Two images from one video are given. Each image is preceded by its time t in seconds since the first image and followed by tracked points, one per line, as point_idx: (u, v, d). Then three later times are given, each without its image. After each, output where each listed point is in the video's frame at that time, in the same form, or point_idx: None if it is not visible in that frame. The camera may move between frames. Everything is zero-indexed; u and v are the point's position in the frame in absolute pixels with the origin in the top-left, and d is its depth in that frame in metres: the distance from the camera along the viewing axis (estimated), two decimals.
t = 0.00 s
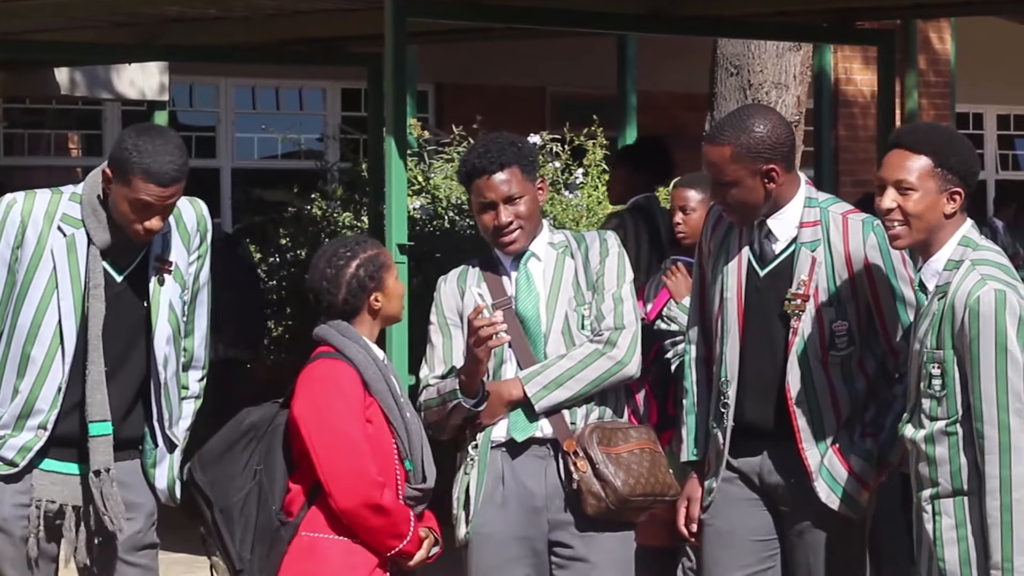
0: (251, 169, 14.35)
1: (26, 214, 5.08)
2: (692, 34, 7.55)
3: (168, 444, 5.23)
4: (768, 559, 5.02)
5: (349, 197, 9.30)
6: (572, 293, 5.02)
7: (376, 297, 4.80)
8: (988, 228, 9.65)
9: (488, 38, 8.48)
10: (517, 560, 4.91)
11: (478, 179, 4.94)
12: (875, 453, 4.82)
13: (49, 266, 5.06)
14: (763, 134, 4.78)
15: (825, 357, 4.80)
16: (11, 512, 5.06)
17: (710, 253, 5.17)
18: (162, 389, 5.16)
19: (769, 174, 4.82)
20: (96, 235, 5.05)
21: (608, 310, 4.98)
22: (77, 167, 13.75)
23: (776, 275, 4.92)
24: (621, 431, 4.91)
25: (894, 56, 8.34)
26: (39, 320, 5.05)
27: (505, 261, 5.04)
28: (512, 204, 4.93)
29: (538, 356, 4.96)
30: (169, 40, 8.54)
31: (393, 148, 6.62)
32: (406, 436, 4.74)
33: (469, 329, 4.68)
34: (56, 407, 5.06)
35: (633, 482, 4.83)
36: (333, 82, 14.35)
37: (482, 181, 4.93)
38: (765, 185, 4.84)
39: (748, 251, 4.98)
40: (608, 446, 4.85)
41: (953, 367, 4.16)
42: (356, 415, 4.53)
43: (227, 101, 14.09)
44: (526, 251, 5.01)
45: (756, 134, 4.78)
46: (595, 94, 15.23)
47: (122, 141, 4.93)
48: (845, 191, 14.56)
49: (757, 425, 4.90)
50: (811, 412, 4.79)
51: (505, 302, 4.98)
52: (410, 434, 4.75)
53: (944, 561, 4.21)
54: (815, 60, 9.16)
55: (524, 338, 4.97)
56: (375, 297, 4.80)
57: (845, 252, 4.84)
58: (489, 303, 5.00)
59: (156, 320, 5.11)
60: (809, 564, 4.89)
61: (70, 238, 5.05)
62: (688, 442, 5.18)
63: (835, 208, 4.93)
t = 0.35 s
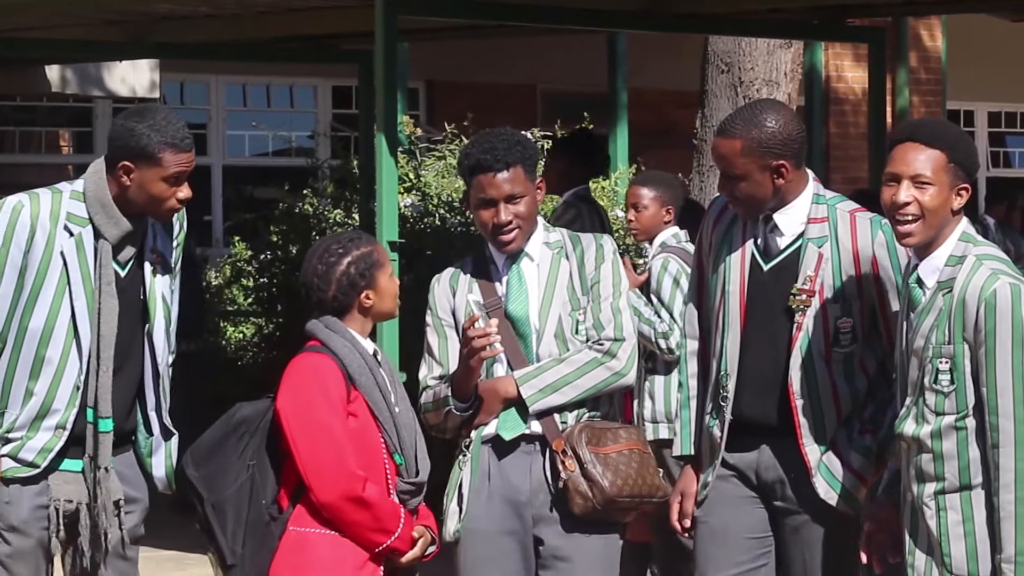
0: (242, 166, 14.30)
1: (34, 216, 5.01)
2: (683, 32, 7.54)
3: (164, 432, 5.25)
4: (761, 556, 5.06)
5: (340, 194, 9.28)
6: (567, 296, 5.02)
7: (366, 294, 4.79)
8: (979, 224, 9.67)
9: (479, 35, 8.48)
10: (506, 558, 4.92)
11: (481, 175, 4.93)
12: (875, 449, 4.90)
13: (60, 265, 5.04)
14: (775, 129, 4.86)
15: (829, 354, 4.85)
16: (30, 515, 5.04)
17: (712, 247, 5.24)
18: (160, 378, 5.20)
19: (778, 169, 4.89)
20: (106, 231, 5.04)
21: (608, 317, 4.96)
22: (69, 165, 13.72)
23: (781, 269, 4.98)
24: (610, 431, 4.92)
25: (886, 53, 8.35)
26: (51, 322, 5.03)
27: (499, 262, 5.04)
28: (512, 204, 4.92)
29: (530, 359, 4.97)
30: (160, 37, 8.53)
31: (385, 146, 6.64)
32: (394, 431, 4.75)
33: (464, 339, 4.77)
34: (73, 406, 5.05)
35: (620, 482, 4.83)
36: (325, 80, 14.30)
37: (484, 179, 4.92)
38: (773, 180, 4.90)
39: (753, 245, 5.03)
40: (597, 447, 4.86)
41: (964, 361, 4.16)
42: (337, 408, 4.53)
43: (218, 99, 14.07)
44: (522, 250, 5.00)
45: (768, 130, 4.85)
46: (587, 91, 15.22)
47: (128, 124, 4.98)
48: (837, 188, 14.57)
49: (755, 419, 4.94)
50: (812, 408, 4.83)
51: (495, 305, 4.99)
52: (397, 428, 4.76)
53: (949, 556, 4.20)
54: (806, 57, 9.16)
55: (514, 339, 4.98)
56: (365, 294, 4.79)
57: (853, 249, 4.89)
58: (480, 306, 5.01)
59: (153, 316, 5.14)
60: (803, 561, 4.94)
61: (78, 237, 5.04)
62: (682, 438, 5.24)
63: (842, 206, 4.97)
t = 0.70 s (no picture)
0: (238, 163, 14.35)
1: (53, 207, 4.89)
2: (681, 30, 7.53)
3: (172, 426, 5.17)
4: (763, 554, 5.11)
5: (337, 192, 9.26)
6: (564, 296, 5.01)
7: (364, 288, 4.78)
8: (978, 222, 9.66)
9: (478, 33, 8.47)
10: (502, 556, 4.92)
11: (488, 167, 4.92)
12: (879, 446, 4.95)
13: (77, 254, 4.92)
14: (784, 126, 4.89)
15: (833, 353, 4.91)
16: (42, 511, 4.89)
17: (716, 246, 5.24)
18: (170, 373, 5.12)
19: (786, 167, 4.92)
20: (124, 222, 4.94)
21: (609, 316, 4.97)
22: (68, 163, 13.73)
23: (786, 267, 5.01)
24: (605, 430, 4.92)
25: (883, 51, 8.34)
26: (67, 312, 4.90)
27: (494, 258, 5.05)
28: (517, 197, 4.93)
29: (524, 356, 4.97)
30: (159, 34, 8.53)
31: (381, 145, 6.64)
32: (389, 428, 4.73)
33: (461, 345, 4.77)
34: (87, 397, 4.91)
35: (620, 482, 4.85)
36: (323, 77, 14.27)
37: (489, 171, 4.92)
38: (781, 177, 4.93)
39: (758, 243, 5.06)
40: (596, 445, 4.87)
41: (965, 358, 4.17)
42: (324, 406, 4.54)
43: (216, 96, 14.06)
44: (519, 247, 5.01)
45: (777, 126, 4.88)
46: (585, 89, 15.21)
47: (151, 113, 4.91)
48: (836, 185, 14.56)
49: (759, 417, 4.99)
50: (818, 405, 4.89)
51: (490, 302, 4.98)
52: (393, 425, 4.73)
53: (948, 554, 4.22)
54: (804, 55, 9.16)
55: (509, 337, 4.97)
56: (363, 288, 4.77)
57: (860, 247, 4.96)
58: (473, 303, 5.01)
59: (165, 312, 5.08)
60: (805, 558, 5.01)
61: (95, 229, 4.94)
62: (684, 436, 5.27)
63: (848, 205, 5.03)
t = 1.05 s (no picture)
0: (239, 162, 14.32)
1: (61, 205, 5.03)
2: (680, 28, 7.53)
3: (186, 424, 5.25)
4: (765, 554, 5.13)
5: (338, 191, 9.27)
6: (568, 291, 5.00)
7: (364, 289, 4.82)
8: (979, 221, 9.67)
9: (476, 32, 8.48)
10: (496, 556, 4.90)
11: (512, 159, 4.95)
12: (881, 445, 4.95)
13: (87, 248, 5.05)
14: (785, 125, 4.94)
15: (836, 351, 4.93)
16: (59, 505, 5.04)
17: (719, 244, 5.28)
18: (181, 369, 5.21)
19: (786, 165, 4.97)
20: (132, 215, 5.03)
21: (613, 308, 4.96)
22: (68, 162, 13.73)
23: (790, 266, 5.02)
24: (604, 431, 4.90)
25: (882, 49, 8.34)
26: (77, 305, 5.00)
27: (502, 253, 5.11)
28: (541, 191, 4.97)
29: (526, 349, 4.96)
30: (158, 33, 8.54)
31: (381, 145, 6.64)
32: (387, 428, 4.75)
33: (465, 345, 4.85)
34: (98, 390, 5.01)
35: (615, 484, 4.83)
36: (323, 76, 14.29)
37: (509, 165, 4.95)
38: (781, 175, 4.98)
39: (760, 242, 5.09)
40: (592, 446, 4.85)
41: (938, 363, 4.19)
42: (322, 409, 4.55)
43: (216, 95, 14.04)
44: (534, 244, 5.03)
45: (777, 125, 4.93)
46: (586, 87, 15.21)
47: (159, 108, 5.07)
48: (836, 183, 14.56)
49: (760, 416, 5.02)
50: (820, 403, 4.92)
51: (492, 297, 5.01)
52: (391, 425, 4.77)
53: (939, 557, 4.23)
54: (803, 53, 9.16)
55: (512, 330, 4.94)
56: (364, 289, 4.82)
57: (861, 247, 4.99)
58: (478, 297, 5.04)
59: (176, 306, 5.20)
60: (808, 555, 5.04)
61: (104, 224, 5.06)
62: (688, 437, 5.29)
63: (850, 203, 5.05)
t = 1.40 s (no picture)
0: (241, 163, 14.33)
1: (71, 208, 5.13)
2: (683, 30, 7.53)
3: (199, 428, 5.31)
4: (768, 555, 5.22)
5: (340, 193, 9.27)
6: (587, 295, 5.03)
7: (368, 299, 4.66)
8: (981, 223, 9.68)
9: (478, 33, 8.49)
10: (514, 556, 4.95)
11: (528, 153, 5.08)
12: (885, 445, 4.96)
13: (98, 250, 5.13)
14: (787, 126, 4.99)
15: (839, 352, 4.95)
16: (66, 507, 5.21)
17: (721, 246, 5.33)
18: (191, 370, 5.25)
19: (789, 165, 5.02)
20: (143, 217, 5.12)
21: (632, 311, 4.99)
22: (71, 163, 13.74)
23: (792, 268, 5.08)
24: (622, 435, 4.90)
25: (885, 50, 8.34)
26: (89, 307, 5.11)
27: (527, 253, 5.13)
28: (554, 186, 5.06)
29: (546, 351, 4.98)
30: (161, 35, 8.55)
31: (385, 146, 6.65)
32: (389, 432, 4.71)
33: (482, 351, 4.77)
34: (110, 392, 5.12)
35: (633, 489, 4.86)
36: (325, 78, 14.30)
37: (530, 156, 5.07)
38: (784, 176, 5.04)
39: (763, 243, 5.15)
40: (611, 450, 4.85)
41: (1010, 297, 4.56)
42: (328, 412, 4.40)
43: (219, 96, 14.05)
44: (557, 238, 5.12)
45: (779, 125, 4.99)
46: (588, 89, 15.21)
47: (164, 107, 5.13)
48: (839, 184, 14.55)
49: (762, 417, 5.12)
50: (824, 406, 4.95)
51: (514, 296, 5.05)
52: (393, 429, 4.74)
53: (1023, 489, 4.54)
54: (806, 54, 9.17)
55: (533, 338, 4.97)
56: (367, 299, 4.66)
57: (864, 248, 4.97)
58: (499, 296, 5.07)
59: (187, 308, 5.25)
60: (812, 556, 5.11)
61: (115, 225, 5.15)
62: (690, 435, 5.40)
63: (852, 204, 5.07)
